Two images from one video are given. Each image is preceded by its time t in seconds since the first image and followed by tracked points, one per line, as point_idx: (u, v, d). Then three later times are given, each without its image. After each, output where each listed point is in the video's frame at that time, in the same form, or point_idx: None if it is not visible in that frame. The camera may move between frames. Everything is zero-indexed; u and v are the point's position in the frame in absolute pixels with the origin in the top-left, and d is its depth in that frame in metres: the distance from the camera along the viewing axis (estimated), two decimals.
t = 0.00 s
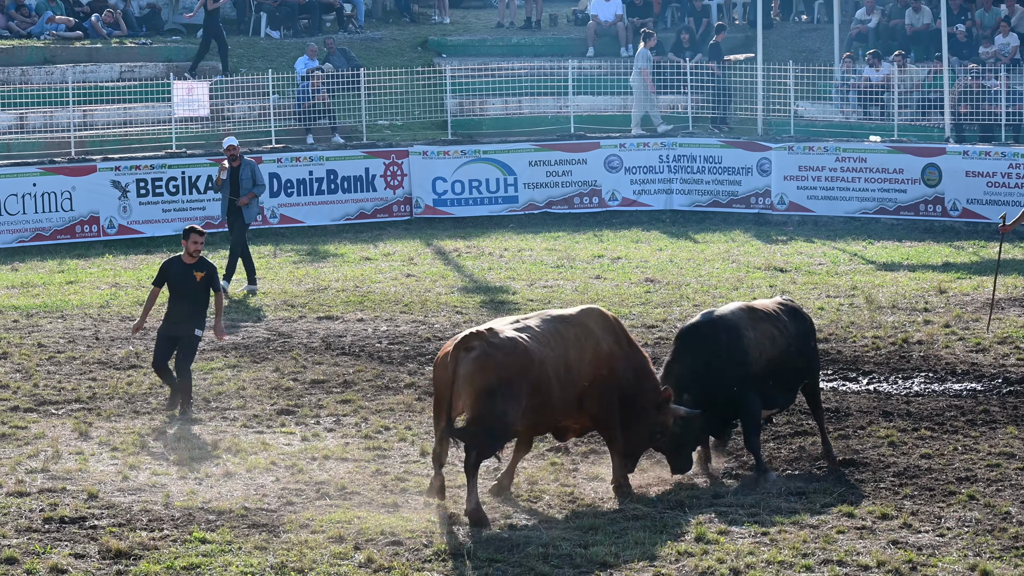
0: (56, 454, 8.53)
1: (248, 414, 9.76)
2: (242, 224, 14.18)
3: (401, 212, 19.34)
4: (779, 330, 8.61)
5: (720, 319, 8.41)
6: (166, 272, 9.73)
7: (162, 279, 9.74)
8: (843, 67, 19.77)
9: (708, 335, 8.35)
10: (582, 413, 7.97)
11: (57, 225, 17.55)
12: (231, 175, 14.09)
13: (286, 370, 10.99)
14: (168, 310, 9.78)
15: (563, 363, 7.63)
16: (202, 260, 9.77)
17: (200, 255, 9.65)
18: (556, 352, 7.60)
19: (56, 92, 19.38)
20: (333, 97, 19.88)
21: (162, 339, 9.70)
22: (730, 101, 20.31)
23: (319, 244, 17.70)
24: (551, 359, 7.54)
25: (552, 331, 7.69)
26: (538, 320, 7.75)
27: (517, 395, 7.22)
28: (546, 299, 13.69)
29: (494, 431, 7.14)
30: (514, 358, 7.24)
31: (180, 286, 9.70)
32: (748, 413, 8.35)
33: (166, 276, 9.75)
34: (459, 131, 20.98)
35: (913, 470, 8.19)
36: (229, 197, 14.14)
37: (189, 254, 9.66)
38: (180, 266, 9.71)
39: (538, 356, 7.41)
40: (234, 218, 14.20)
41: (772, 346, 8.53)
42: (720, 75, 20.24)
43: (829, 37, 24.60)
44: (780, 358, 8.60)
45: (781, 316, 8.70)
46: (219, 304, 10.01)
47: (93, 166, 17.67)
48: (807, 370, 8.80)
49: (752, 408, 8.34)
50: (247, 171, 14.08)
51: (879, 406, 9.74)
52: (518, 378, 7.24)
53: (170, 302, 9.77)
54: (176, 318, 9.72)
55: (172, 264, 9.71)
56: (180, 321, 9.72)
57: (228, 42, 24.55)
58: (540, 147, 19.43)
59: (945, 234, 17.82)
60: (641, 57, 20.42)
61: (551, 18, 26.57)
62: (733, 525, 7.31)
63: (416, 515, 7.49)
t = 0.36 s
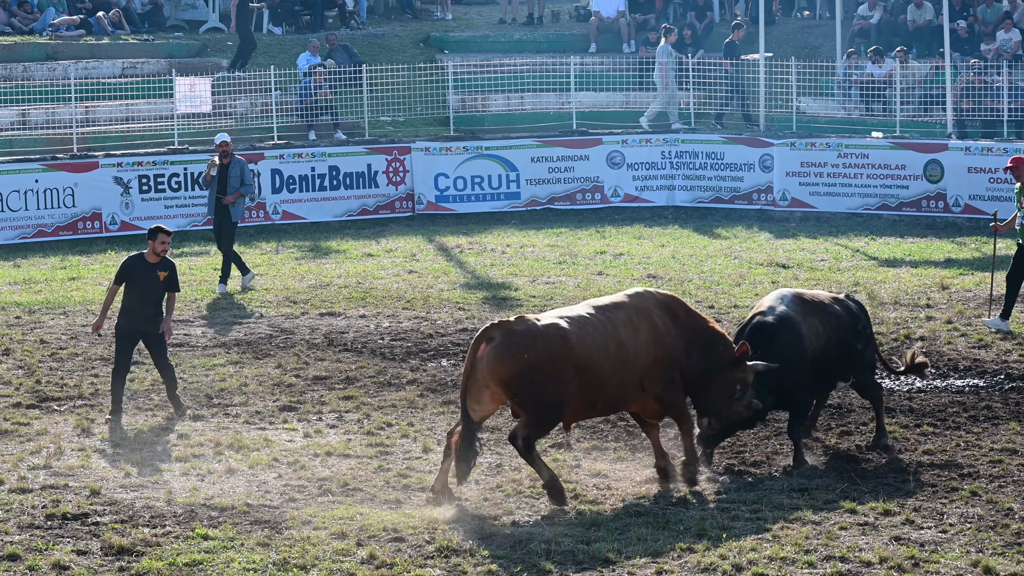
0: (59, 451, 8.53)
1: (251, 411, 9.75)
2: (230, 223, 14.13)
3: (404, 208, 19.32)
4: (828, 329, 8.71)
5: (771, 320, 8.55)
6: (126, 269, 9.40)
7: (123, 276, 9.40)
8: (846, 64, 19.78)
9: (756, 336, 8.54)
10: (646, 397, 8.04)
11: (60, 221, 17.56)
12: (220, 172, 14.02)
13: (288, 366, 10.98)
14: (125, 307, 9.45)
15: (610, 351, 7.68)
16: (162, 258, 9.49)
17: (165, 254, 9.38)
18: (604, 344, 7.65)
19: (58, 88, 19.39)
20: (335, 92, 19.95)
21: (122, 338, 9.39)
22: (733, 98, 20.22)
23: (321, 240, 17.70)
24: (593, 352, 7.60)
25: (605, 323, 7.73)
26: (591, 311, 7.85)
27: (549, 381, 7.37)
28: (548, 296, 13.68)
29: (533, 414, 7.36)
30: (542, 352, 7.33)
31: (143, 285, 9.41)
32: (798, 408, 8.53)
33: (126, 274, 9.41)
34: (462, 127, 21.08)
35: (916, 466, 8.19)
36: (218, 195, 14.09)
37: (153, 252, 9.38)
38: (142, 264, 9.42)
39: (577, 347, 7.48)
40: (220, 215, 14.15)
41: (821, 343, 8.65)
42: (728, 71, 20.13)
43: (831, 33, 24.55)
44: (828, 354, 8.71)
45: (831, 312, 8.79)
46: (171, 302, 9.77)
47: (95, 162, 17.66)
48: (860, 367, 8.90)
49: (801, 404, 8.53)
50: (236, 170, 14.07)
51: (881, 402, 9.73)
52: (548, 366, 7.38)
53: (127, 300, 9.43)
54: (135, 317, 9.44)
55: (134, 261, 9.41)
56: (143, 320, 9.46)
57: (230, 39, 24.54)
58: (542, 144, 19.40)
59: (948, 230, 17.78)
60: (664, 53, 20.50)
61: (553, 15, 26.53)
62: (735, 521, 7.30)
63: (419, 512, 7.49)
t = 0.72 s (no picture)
0: (60, 448, 8.53)
1: (252, 408, 9.75)
2: (225, 221, 14.13)
3: (405, 205, 19.31)
4: (848, 323, 8.76)
5: (800, 313, 8.50)
6: (110, 266, 9.19)
7: (107, 274, 9.18)
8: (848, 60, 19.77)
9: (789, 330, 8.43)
10: (704, 395, 7.70)
11: (61, 219, 17.55)
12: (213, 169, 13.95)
13: (289, 363, 10.98)
14: (108, 306, 9.24)
15: (672, 340, 7.36)
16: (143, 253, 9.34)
17: (149, 249, 9.28)
18: (666, 330, 7.35)
19: (59, 85, 19.37)
20: (335, 88, 19.93)
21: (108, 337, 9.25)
22: (734, 95, 20.19)
23: (322, 238, 17.70)
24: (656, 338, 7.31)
25: (667, 304, 7.42)
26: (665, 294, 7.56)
27: (603, 362, 7.18)
28: (549, 293, 13.67)
29: (586, 392, 7.20)
30: (599, 328, 7.17)
31: (129, 282, 9.24)
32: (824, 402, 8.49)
33: (110, 272, 9.20)
34: (463, 124, 21.05)
35: (917, 463, 8.18)
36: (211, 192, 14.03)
37: (136, 248, 9.23)
38: (125, 260, 9.25)
39: (640, 325, 7.26)
40: (213, 212, 14.12)
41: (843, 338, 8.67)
42: (726, 67, 20.14)
43: (832, 30, 24.51)
44: (848, 349, 8.74)
45: (849, 307, 8.84)
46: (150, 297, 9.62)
47: (96, 159, 17.65)
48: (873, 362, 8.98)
49: (828, 397, 8.48)
50: (228, 165, 14.09)
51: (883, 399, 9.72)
52: (605, 346, 7.19)
53: (111, 298, 9.23)
54: (121, 315, 9.26)
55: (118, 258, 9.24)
56: (128, 318, 9.27)
57: (231, 36, 24.53)
58: (543, 141, 19.37)
59: (949, 227, 17.76)
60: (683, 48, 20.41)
61: (555, 12, 26.50)
62: (737, 518, 7.30)
63: (420, 509, 7.48)
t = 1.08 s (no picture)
0: (60, 447, 8.53)
1: (252, 406, 9.76)
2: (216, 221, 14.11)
3: (406, 203, 19.31)
4: (828, 324, 8.66)
5: (768, 314, 8.51)
6: (109, 263, 9.14)
7: (107, 271, 9.15)
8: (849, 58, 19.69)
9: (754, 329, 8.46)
10: (739, 396, 7.77)
11: (62, 217, 17.55)
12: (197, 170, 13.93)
13: (289, 362, 10.99)
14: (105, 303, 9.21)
15: (709, 343, 7.45)
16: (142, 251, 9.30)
17: (149, 248, 9.22)
18: (706, 332, 7.44)
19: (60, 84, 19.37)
20: (336, 87, 19.92)
21: (101, 335, 9.21)
22: (735, 92, 20.21)
23: (323, 236, 17.70)
24: (694, 342, 7.38)
25: (705, 309, 7.50)
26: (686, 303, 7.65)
27: (658, 371, 7.17)
28: (550, 291, 13.68)
29: (644, 402, 7.17)
30: (646, 335, 7.19)
31: (128, 280, 9.20)
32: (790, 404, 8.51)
33: (110, 269, 9.16)
34: (464, 123, 20.85)
35: (917, 462, 8.17)
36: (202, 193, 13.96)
37: (137, 246, 9.17)
38: (126, 258, 9.19)
39: (680, 329, 7.31)
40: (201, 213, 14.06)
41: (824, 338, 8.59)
42: (728, 66, 20.09)
43: (834, 28, 24.49)
44: (829, 350, 8.67)
45: (834, 310, 8.71)
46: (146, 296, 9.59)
47: (97, 158, 17.65)
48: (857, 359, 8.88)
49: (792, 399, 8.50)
50: (214, 166, 14.06)
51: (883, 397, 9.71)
52: (653, 356, 7.19)
53: (110, 294, 9.20)
54: (116, 313, 9.20)
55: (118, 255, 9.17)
56: (123, 315, 9.22)
57: (232, 34, 24.49)
58: (544, 139, 19.36)
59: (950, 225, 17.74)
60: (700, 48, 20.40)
61: (556, 10, 26.47)
62: (736, 516, 7.30)
63: (420, 508, 7.48)
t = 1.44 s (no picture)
0: (57, 447, 8.53)
1: (249, 406, 9.75)
2: (189, 218, 14.02)
3: (403, 203, 19.32)
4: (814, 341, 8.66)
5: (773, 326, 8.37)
6: (92, 265, 9.12)
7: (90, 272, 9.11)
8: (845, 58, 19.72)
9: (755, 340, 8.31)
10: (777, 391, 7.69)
11: (57, 217, 17.53)
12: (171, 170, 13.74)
13: (287, 362, 10.99)
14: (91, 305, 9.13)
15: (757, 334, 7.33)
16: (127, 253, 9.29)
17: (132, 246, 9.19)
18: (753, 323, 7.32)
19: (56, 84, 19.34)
20: (332, 87, 19.92)
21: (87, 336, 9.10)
22: (731, 92, 20.22)
23: (320, 236, 17.69)
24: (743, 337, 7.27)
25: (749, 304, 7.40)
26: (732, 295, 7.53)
27: (707, 364, 7.07)
28: (547, 290, 13.68)
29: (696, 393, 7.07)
30: (701, 326, 7.06)
31: (113, 281, 9.14)
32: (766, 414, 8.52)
33: (93, 269, 9.13)
34: (461, 122, 20.98)
35: (914, 461, 8.19)
36: (171, 192, 13.84)
37: (119, 245, 9.13)
38: (110, 258, 9.17)
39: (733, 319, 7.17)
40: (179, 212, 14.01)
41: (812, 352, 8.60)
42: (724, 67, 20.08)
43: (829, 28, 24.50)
44: (810, 365, 8.72)
45: (823, 327, 8.71)
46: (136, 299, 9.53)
47: (92, 158, 17.63)
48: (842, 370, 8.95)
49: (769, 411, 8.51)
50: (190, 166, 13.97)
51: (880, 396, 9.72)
52: (705, 355, 7.07)
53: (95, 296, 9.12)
54: (99, 313, 9.10)
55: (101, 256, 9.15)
56: (110, 316, 9.14)
57: (227, 34, 24.46)
58: (540, 139, 19.35)
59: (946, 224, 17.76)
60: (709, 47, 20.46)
61: (552, 10, 26.47)
62: (734, 516, 7.30)
63: (418, 507, 7.48)
